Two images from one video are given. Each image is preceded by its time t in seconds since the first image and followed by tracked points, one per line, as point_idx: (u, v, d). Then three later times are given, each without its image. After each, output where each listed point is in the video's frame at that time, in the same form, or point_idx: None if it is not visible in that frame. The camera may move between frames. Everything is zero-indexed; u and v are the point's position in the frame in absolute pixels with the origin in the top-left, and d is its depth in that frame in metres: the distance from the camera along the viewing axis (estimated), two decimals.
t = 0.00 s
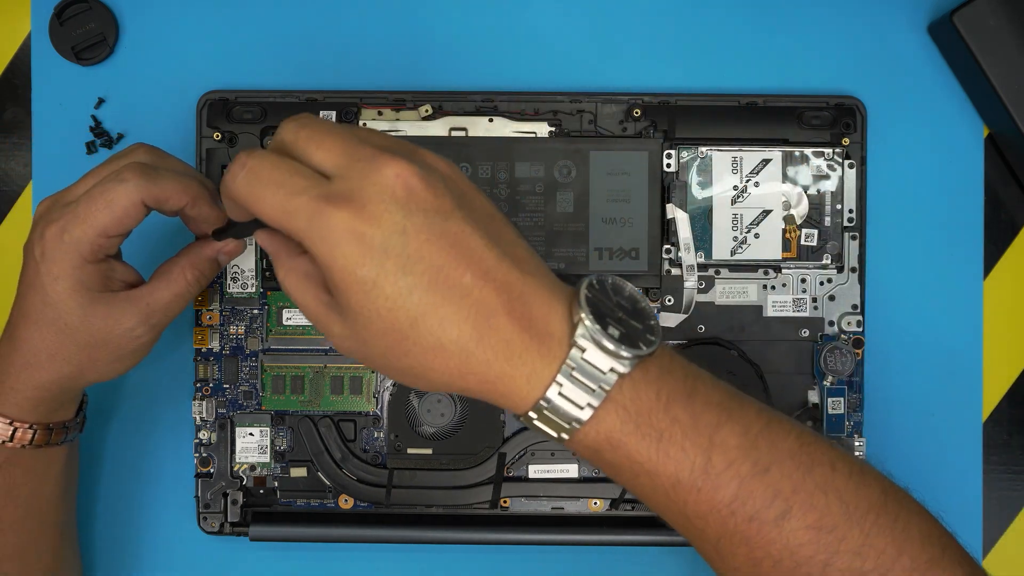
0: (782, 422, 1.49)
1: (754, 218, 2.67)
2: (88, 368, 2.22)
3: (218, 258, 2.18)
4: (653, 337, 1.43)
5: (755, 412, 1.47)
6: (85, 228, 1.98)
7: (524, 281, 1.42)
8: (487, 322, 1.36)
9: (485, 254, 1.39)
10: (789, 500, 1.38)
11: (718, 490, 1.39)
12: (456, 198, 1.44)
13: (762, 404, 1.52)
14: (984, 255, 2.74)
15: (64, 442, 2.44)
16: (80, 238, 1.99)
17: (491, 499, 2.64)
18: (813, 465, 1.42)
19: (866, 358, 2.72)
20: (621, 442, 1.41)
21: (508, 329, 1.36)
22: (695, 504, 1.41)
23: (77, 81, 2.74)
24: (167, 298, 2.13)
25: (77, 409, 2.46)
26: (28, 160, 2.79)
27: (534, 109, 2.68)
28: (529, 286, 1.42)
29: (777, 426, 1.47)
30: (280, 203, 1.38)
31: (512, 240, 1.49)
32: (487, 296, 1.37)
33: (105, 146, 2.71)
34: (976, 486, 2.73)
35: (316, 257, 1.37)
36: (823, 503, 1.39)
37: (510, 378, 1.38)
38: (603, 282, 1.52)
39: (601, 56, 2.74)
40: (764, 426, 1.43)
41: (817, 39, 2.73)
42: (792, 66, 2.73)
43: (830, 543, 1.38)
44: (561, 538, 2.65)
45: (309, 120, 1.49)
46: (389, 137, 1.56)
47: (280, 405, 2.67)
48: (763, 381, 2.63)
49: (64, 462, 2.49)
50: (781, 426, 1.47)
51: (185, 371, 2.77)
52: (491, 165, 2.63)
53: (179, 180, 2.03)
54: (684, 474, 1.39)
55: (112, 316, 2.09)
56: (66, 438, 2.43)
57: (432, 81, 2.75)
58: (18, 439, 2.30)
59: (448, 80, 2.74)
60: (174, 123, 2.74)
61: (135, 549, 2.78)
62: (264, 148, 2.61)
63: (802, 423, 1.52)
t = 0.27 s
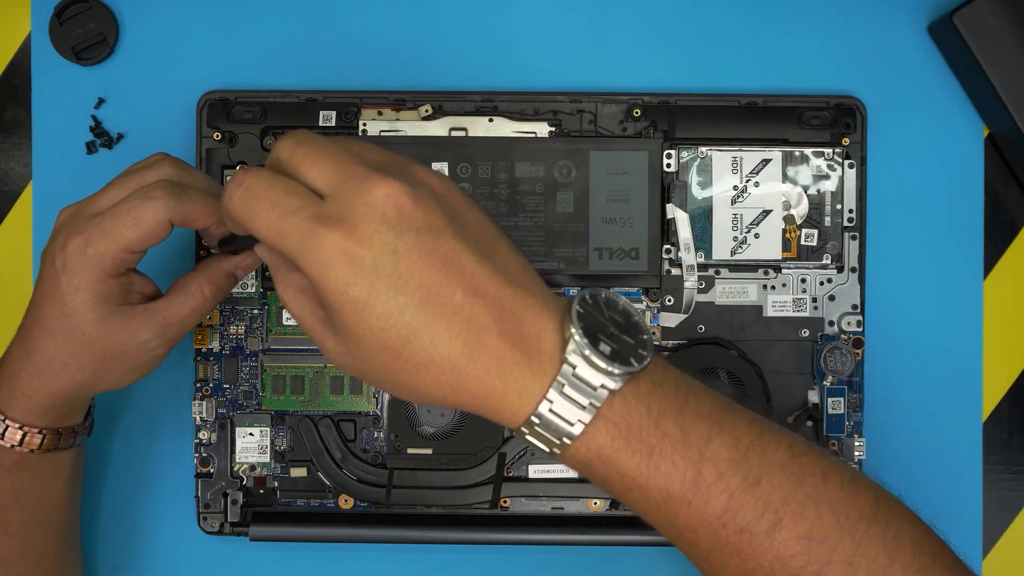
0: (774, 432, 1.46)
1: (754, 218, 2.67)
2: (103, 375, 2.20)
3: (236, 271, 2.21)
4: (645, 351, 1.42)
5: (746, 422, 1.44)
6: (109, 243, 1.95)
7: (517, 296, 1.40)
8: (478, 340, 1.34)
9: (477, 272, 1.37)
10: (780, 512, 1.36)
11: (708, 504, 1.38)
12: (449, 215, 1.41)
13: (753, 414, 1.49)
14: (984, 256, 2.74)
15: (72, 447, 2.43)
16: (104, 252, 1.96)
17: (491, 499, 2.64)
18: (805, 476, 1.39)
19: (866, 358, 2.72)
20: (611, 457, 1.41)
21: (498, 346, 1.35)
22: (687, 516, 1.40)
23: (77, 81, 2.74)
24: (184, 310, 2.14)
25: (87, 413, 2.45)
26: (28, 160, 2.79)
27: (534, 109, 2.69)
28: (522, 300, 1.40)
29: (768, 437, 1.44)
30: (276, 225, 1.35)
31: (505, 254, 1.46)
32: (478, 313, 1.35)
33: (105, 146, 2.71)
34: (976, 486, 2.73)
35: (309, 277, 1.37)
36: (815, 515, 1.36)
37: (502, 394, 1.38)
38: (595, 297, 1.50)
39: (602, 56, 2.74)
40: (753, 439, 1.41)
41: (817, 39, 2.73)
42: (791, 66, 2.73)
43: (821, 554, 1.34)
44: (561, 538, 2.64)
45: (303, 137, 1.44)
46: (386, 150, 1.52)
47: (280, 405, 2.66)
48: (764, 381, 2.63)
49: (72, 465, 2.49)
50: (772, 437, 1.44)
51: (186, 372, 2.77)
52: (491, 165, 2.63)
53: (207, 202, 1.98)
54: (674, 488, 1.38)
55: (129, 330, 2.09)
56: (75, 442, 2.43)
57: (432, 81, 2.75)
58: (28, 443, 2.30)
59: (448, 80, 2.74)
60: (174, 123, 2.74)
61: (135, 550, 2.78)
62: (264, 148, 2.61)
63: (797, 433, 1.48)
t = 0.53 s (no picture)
0: (763, 429, 1.46)
1: (754, 218, 2.67)
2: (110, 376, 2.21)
3: (238, 270, 2.19)
4: (629, 352, 1.43)
5: (734, 420, 1.45)
6: (114, 244, 1.95)
7: (498, 300, 1.42)
8: (460, 346, 1.36)
9: (454, 279, 1.38)
10: (768, 509, 1.37)
11: (695, 502, 1.38)
12: (422, 223, 1.42)
13: (741, 411, 1.50)
14: (984, 256, 2.74)
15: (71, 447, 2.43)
16: (109, 254, 1.96)
17: (491, 499, 2.64)
18: (794, 472, 1.40)
19: (866, 358, 2.72)
20: (597, 458, 1.41)
21: (480, 351, 1.37)
22: (674, 515, 1.41)
23: (77, 81, 2.74)
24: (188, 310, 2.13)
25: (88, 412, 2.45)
26: (28, 160, 2.79)
27: (534, 109, 2.69)
28: (502, 305, 1.42)
29: (756, 434, 1.44)
30: (256, 241, 1.35)
31: (485, 259, 1.48)
32: (458, 320, 1.37)
33: (105, 146, 2.71)
34: (976, 485, 2.73)
35: (287, 291, 1.37)
36: (804, 511, 1.37)
37: (486, 399, 1.39)
38: (580, 299, 1.53)
39: (602, 56, 2.74)
40: (741, 437, 1.41)
41: (817, 39, 2.73)
42: (791, 66, 2.73)
43: (810, 551, 1.36)
44: (561, 538, 2.64)
45: (282, 149, 1.42)
46: (364, 158, 1.52)
47: (280, 405, 2.66)
48: (763, 381, 2.63)
49: (73, 465, 2.48)
50: (760, 434, 1.44)
51: (186, 371, 2.77)
52: (491, 165, 2.63)
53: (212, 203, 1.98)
54: (661, 487, 1.39)
55: (133, 331, 2.09)
56: (76, 441, 2.42)
57: (432, 81, 2.75)
58: (31, 444, 2.30)
59: (448, 80, 2.74)
60: (174, 123, 2.74)
61: (135, 550, 2.78)
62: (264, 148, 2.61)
63: (785, 430, 1.49)
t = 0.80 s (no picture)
0: (762, 428, 1.46)
1: (754, 218, 2.67)
2: (102, 372, 2.21)
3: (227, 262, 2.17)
4: (626, 354, 1.43)
5: (733, 420, 1.45)
6: (106, 240, 1.95)
7: (495, 302, 1.42)
8: (457, 348, 1.37)
9: (450, 283, 1.39)
10: (766, 509, 1.38)
11: (693, 502, 1.39)
12: (420, 224, 1.43)
13: (740, 410, 1.50)
14: (984, 256, 2.74)
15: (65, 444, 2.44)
16: (101, 251, 1.96)
17: (491, 499, 2.64)
18: (792, 472, 1.40)
19: (866, 358, 2.72)
20: (595, 459, 1.41)
21: (476, 355, 1.38)
22: (672, 515, 1.41)
23: (77, 81, 2.74)
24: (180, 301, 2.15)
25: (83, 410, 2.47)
26: (28, 160, 2.79)
27: (534, 109, 2.69)
28: (500, 306, 1.43)
29: (755, 433, 1.45)
30: (249, 243, 1.36)
31: (483, 260, 1.48)
32: (454, 323, 1.38)
33: (105, 146, 2.71)
34: (976, 485, 2.73)
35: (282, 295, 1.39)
36: (802, 511, 1.38)
37: (483, 401, 1.40)
38: (579, 298, 1.52)
39: (602, 56, 2.74)
40: (739, 437, 1.42)
41: (817, 39, 2.73)
42: (791, 65, 2.73)
43: (808, 549, 1.37)
44: (561, 538, 2.64)
45: (274, 146, 1.41)
46: (358, 157, 1.52)
47: (280, 405, 2.66)
48: (763, 381, 2.63)
49: (69, 462, 2.49)
50: (758, 433, 1.45)
51: (185, 371, 2.77)
52: (491, 165, 2.63)
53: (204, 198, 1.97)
54: (659, 488, 1.40)
55: (126, 326, 2.11)
56: (71, 439, 2.44)
57: (431, 80, 2.75)
58: (27, 441, 2.31)
59: (448, 80, 2.74)
60: (174, 123, 2.74)
61: (135, 550, 2.78)
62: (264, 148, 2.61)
63: (782, 428, 1.50)
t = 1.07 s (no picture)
0: (757, 428, 1.47)
1: (754, 218, 2.67)
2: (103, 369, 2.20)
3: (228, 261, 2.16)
4: (626, 357, 1.44)
5: (729, 420, 1.46)
6: (105, 237, 1.95)
7: (498, 305, 1.43)
8: (459, 351, 1.38)
9: (455, 287, 1.40)
10: (762, 506, 1.38)
11: (690, 500, 1.39)
12: (426, 229, 1.42)
13: (736, 410, 1.51)
14: (984, 256, 2.74)
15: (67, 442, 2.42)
16: (101, 248, 1.96)
17: (491, 499, 2.64)
18: (788, 470, 1.41)
19: (866, 358, 2.72)
20: (593, 458, 1.42)
21: (478, 357, 1.38)
22: (669, 513, 1.42)
23: (77, 81, 2.74)
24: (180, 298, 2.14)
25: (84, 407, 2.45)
26: (28, 160, 2.79)
27: (534, 109, 2.69)
28: (502, 310, 1.43)
29: (751, 432, 1.46)
30: (258, 248, 1.36)
31: (487, 263, 1.48)
32: (458, 328, 1.38)
33: (105, 146, 2.71)
34: (976, 485, 2.73)
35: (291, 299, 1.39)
36: (798, 508, 1.39)
37: (484, 402, 1.40)
38: (579, 300, 1.53)
39: (601, 57, 2.74)
40: (736, 436, 1.43)
41: (817, 39, 2.73)
42: (791, 65, 2.73)
43: (803, 547, 1.38)
44: (561, 539, 2.64)
45: (282, 150, 1.40)
46: (365, 161, 1.50)
47: (280, 405, 2.66)
48: (763, 381, 2.63)
49: (70, 460, 2.48)
50: (755, 433, 1.46)
51: (186, 372, 2.77)
52: (491, 165, 2.63)
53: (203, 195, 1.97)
54: (656, 487, 1.40)
55: (126, 323, 2.09)
56: (72, 437, 2.42)
57: (432, 80, 2.75)
58: (29, 439, 2.30)
59: (448, 80, 2.74)
60: (174, 123, 2.74)
61: (135, 550, 2.78)
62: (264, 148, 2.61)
63: (778, 428, 1.51)
